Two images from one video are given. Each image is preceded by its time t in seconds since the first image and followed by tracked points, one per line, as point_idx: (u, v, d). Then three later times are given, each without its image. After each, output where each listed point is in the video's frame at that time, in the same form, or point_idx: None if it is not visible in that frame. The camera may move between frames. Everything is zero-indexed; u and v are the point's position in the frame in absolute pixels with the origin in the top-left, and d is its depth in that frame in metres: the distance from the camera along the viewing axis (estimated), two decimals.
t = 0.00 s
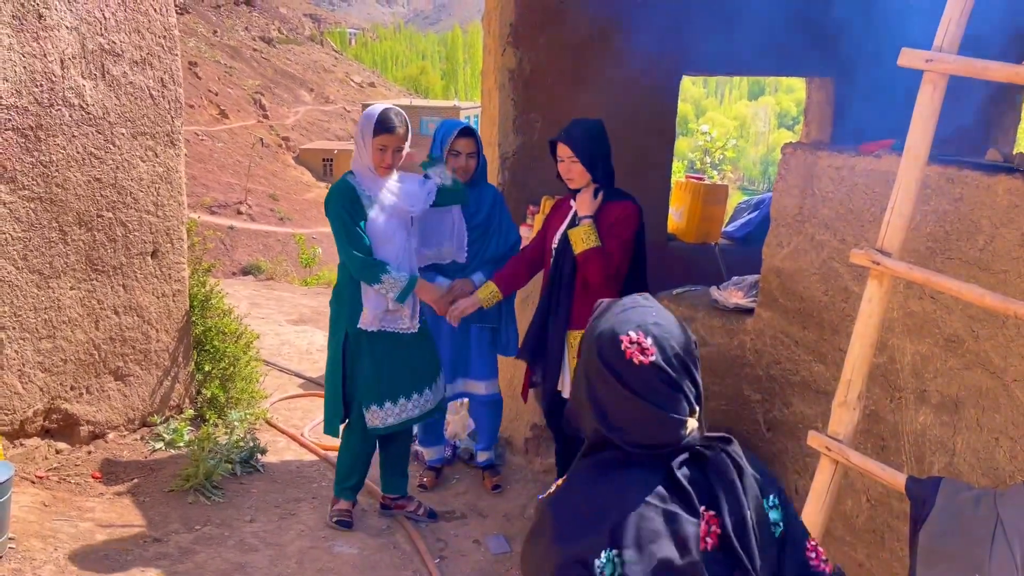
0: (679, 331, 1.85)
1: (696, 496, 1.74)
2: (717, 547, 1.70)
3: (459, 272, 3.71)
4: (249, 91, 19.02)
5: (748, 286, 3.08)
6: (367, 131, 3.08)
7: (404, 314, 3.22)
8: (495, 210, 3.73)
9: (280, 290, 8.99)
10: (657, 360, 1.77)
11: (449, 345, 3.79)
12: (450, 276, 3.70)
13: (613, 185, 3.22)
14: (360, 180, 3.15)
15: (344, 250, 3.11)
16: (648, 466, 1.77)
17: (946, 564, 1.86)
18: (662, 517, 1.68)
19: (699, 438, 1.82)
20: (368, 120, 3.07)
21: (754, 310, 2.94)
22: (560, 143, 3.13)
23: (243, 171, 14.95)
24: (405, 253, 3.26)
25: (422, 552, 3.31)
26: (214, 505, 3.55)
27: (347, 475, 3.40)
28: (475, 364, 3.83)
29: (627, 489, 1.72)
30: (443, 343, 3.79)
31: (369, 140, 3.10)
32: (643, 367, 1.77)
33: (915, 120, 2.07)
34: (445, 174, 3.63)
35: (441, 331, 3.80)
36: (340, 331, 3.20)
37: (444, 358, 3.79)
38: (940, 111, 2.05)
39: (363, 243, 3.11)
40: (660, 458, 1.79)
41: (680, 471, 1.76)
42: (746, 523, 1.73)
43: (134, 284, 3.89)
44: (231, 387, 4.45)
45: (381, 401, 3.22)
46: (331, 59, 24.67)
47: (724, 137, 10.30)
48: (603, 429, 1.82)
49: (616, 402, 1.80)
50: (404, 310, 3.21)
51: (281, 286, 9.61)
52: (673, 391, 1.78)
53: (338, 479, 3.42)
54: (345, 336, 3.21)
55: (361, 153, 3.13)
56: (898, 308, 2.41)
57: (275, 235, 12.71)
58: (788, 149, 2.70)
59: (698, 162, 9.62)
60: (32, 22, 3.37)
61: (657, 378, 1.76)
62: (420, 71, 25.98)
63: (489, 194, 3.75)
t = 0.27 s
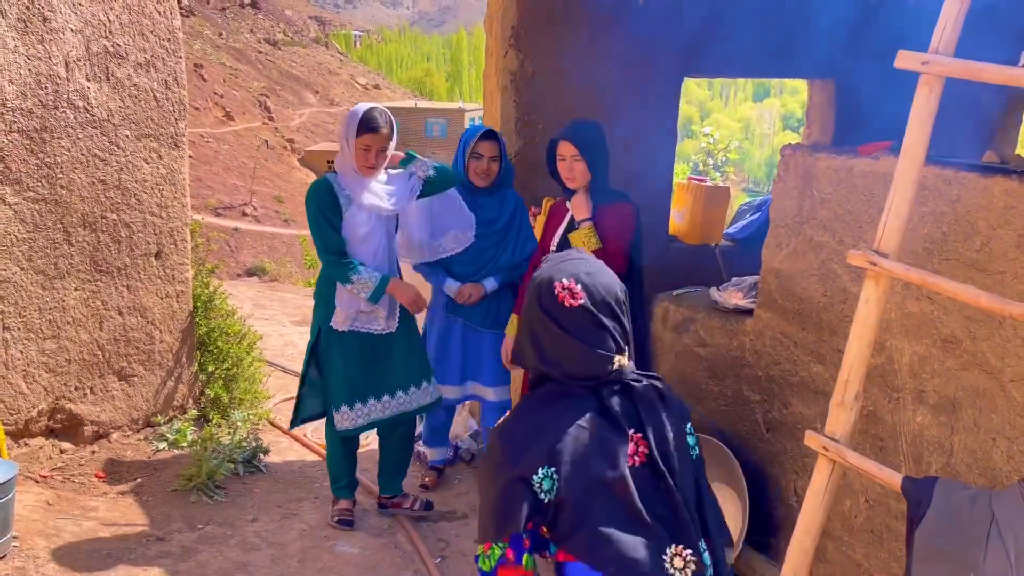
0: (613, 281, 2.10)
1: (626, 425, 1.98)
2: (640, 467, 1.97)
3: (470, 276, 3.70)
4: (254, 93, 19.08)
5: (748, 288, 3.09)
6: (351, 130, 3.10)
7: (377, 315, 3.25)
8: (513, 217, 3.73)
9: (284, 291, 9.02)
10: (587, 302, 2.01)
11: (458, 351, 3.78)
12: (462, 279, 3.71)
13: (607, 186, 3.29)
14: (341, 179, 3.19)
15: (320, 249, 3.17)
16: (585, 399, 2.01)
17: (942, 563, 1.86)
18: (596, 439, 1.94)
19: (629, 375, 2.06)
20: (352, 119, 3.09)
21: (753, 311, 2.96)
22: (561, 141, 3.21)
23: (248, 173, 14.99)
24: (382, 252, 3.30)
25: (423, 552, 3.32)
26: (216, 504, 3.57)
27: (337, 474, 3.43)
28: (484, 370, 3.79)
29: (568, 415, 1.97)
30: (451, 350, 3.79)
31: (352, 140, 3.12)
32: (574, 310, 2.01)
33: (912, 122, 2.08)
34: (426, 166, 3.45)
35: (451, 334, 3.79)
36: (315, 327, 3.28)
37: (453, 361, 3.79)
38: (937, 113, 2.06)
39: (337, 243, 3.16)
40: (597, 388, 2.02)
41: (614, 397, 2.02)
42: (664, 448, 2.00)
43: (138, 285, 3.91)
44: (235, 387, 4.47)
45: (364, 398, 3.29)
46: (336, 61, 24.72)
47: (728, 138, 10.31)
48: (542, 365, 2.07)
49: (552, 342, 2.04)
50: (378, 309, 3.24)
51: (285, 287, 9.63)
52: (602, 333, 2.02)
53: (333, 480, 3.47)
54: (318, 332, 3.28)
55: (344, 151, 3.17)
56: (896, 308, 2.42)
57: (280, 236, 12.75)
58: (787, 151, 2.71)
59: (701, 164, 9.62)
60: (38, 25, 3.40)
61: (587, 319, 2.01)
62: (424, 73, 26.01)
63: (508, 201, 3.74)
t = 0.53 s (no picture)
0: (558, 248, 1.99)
1: (567, 379, 1.91)
2: (577, 420, 1.92)
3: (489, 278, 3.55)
4: (261, 94, 19.15)
5: (748, 286, 3.08)
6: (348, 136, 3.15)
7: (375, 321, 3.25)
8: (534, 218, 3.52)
9: (291, 291, 9.06)
10: (533, 268, 1.90)
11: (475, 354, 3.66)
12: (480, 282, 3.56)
13: (605, 185, 3.35)
14: (338, 183, 3.22)
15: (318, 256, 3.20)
16: (532, 351, 1.92)
17: (937, 559, 1.88)
18: (539, 392, 1.86)
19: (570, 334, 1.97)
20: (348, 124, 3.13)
21: (754, 310, 2.97)
22: (560, 140, 3.25)
23: (255, 174, 15.06)
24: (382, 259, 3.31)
25: (426, 549, 3.35)
26: (221, 502, 3.61)
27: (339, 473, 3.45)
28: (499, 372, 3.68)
29: (517, 363, 1.89)
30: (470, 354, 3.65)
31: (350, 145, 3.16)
32: (522, 277, 1.90)
33: (909, 122, 2.10)
34: (426, 166, 3.46)
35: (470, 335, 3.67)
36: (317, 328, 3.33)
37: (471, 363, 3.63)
38: (934, 113, 2.07)
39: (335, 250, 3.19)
40: (545, 341, 1.92)
41: (558, 350, 1.94)
42: (600, 402, 1.95)
43: (144, 285, 3.95)
44: (240, 386, 4.51)
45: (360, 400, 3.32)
46: (343, 62, 24.79)
47: (734, 138, 10.31)
48: (486, 319, 1.96)
49: (502, 307, 1.92)
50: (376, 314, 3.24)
51: (292, 287, 9.67)
52: (549, 298, 1.91)
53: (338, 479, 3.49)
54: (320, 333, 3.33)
55: (342, 156, 3.20)
56: (895, 307, 2.43)
57: (287, 237, 12.80)
58: (787, 151, 2.73)
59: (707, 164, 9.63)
60: (45, 28, 3.44)
61: (535, 283, 1.90)
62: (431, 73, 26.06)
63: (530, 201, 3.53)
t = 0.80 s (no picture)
0: (500, 207, 2.37)
1: (502, 326, 2.28)
2: (513, 360, 2.27)
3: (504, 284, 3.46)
4: (270, 94, 19.20)
5: (749, 282, 3.09)
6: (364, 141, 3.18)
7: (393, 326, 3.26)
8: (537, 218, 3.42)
9: (299, 290, 9.09)
10: (472, 225, 2.30)
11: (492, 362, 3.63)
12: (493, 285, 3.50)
13: (607, 181, 3.41)
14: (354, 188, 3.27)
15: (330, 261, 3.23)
16: (473, 301, 2.31)
17: (934, 552, 1.89)
18: (476, 337, 2.26)
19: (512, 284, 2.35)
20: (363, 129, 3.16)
21: (755, 307, 2.98)
22: (559, 138, 3.32)
23: (264, 173, 15.12)
24: (396, 263, 3.32)
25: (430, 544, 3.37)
26: (228, 497, 3.64)
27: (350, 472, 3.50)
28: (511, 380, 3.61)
29: (459, 310, 2.30)
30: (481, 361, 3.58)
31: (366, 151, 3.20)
32: (463, 233, 2.30)
33: (907, 118, 2.11)
34: (445, 171, 3.43)
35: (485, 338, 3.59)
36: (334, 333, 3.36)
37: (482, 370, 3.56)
38: (931, 108, 2.08)
39: (347, 254, 3.22)
40: (485, 290, 2.30)
41: (496, 300, 2.31)
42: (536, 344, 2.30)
43: (152, 282, 3.99)
44: (247, 383, 4.55)
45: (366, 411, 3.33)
46: (351, 62, 24.85)
47: (741, 136, 10.29)
48: (437, 275, 2.36)
49: (449, 260, 2.30)
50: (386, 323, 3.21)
51: (300, 286, 9.71)
52: (487, 251, 2.30)
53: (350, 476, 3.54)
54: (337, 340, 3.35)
55: (358, 162, 3.24)
56: (895, 302, 2.44)
57: (295, 236, 12.85)
58: (788, 147, 2.74)
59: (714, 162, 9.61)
60: (53, 27, 3.48)
61: (473, 239, 2.30)
62: (439, 73, 26.08)
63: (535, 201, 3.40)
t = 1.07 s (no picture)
0: (487, 189, 2.48)
1: (487, 306, 2.41)
2: (496, 338, 2.43)
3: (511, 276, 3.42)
4: (279, 93, 19.25)
5: (752, 278, 3.09)
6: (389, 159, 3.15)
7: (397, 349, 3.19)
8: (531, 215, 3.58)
9: (308, 288, 9.13)
10: (462, 202, 2.39)
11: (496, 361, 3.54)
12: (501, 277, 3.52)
13: (611, 179, 3.34)
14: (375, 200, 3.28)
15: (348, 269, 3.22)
16: (461, 279, 2.42)
17: (934, 547, 1.89)
18: (462, 313, 2.39)
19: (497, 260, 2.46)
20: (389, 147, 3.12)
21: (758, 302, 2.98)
22: (558, 136, 3.28)
23: (273, 172, 15.17)
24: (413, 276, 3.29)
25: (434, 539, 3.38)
26: (234, 492, 3.67)
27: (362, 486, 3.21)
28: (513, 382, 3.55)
29: (447, 288, 2.41)
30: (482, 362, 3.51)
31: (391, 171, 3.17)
32: (453, 209, 2.39)
33: (909, 113, 2.10)
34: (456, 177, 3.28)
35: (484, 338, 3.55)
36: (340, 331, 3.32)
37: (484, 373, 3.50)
38: (933, 103, 2.08)
39: (365, 262, 3.21)
40: (472, 267, 2.42)
41: (483, 278, 2.43)
42: (516, 318, 2.45)
43: (159, 279, 4.01)
44: (254, 379, 4.55)
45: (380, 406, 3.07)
46: (360, 60, 24.88)
47: (749, 133, 10.26)
48: (427, 249, 2.45)
49: (438, 235, 2.41)
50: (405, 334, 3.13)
51: (308, 283, 9.74)
52: (475, 228, 2.40)
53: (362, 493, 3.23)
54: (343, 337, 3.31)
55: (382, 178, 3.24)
56: (897, 298, 2.43)
57: (304, 234, 12.89)
58: (791, 142, 2.73)
59: (722, 159, 9.58)
60: (59, 25, 3.51)
61: (463, 216, 2.39)
62: (448, 71, 26.08)
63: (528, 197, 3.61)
